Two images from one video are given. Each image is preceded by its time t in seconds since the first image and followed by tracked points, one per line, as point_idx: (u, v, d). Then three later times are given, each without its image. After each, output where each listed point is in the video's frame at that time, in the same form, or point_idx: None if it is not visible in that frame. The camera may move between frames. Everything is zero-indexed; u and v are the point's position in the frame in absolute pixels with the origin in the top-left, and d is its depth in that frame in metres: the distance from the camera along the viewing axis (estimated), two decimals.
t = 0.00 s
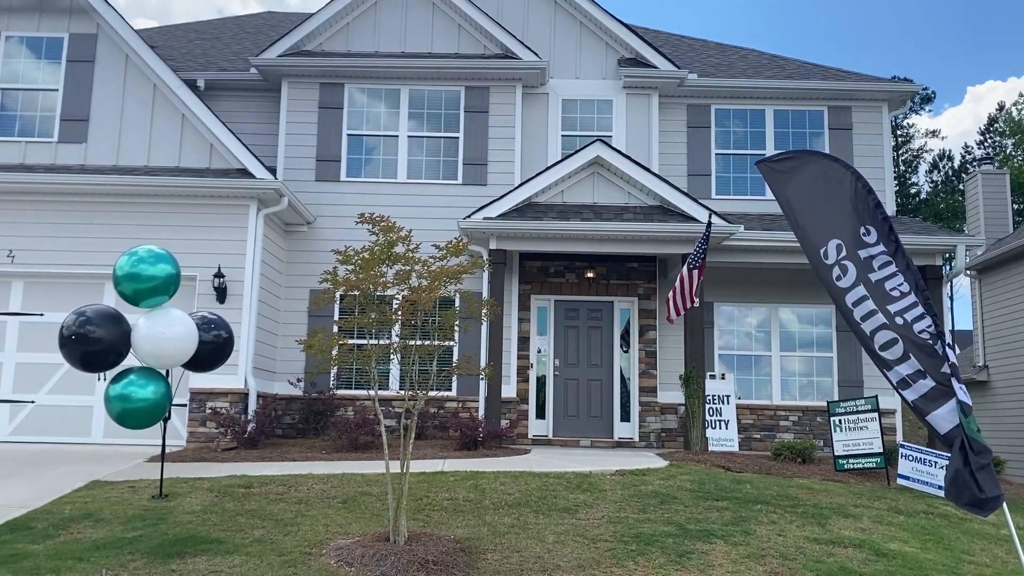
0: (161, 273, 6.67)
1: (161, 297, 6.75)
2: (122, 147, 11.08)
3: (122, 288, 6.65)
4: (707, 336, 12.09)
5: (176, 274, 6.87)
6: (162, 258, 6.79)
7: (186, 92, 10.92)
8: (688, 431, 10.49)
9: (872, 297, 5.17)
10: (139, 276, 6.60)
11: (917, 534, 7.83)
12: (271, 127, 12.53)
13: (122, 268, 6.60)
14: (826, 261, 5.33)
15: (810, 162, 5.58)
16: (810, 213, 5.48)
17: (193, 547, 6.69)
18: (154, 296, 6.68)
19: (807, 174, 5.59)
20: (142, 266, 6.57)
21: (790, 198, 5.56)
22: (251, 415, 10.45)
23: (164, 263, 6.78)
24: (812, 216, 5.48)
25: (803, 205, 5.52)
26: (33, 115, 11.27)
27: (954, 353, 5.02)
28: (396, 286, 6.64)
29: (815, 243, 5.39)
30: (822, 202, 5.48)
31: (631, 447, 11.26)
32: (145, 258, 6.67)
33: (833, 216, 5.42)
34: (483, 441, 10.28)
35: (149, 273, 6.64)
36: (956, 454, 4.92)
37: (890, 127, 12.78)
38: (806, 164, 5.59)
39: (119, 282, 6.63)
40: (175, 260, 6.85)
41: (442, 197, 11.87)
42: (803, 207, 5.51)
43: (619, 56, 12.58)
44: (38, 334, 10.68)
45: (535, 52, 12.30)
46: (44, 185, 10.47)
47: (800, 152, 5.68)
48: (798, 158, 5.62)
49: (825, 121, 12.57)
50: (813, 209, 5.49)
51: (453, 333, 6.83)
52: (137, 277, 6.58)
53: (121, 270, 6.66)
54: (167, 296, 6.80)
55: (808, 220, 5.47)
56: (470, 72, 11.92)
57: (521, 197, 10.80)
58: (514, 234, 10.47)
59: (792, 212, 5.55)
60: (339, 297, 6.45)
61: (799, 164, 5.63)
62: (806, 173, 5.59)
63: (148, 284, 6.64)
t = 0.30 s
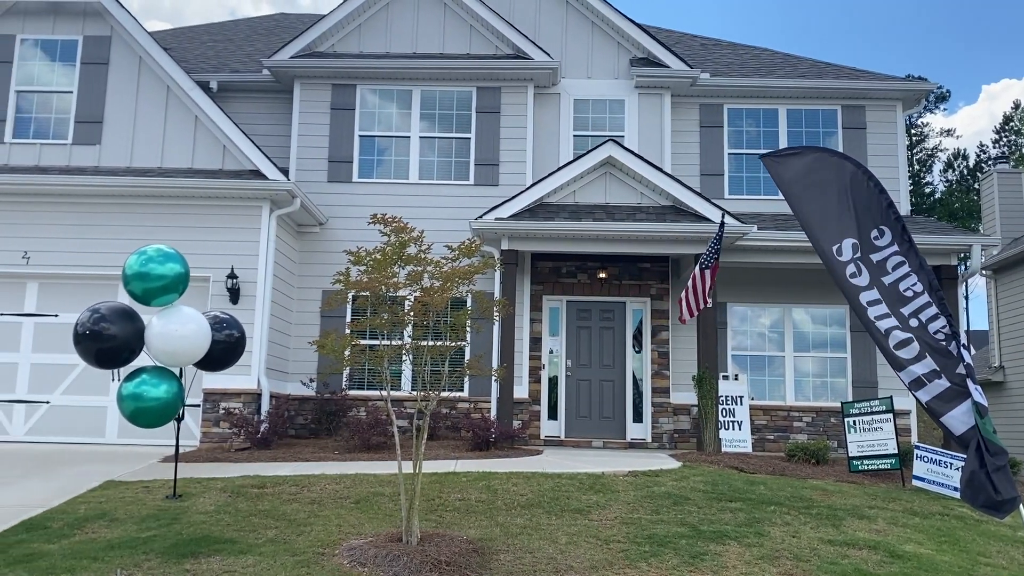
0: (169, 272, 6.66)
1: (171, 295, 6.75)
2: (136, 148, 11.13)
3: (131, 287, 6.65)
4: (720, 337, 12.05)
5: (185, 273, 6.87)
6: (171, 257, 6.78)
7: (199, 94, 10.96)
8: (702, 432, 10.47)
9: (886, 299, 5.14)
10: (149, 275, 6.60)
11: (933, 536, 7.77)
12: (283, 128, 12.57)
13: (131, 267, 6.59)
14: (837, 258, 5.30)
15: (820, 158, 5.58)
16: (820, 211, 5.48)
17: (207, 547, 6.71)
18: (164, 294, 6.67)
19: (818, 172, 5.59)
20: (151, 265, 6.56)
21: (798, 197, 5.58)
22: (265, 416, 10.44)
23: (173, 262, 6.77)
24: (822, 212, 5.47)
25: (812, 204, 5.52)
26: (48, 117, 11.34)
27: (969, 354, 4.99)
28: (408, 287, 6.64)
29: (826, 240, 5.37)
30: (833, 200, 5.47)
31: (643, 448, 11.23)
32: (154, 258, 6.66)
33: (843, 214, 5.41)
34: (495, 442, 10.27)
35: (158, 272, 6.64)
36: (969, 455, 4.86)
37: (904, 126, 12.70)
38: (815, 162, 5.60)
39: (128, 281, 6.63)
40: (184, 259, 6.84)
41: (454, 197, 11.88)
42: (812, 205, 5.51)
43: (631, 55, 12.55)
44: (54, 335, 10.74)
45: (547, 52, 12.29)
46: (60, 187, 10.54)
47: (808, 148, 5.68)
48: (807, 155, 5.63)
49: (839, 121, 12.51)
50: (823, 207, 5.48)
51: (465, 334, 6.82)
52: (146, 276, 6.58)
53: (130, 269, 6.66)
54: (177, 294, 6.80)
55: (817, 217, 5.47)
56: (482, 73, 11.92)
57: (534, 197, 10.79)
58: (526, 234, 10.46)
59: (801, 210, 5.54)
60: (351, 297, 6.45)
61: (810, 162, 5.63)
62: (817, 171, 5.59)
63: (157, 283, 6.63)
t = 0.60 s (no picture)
0: (182, 271, 6.67)
1: (184, 294, 6.77)
2: (152, 150, 11.21)
3: (145, 286, 6.67)
4: (736, 337, 12.00)
5: (198, 272, 6.88)
6: (184, 256, 6.79)
7: (215, 96, 11.02)
8: (718, 433, 10.44)
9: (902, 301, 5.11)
10: (162, 274, 6.62)
11: (951, 538, 7.69)
12: (299, 130, 12.62)
13: (144, 267, 6.62)
14: (853, 261, 5.29)
15: (835, 156, 5.57)
16: (834, 211, 5.47)
17: (223, 547, 6.73)
18: (178, 294, 6.70)
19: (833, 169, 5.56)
20: (164, 265, 6.58)
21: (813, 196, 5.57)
22: (281, 416, 10.47)
23: (186, 261, 6.78)
24: (836, 212, 5.46)
25: (827, 202, 5.52)
26: (66, 119, 11.44)
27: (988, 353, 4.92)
28: (424, 288, 6.63)
29: (841, 242, 5.35)
30: (849, 199, 5.45)
31: (659, 448, 11.19)
32: (167, 257, 6.68)
33: (859, 214, 5.40)
34: (510, 442, 10.27)
35: (171, 272, 6.65)
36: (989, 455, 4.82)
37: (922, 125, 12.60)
38: (831, 159, 5.59)
39: (141, 281, 6.65)
40: (197, 258, 6.85)
41: (469, 198, 11.89)
42: (827, 204, 5.51)
43: (646, 55, 12.53)
44: (72, 336, 10.82)
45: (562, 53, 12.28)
46: (78, 189, 10.63)
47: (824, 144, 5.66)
48: (822, 152, 5.62)
49: (855, 120, 12.42)
50: (837, 206, 5.47)
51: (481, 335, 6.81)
52: (159, 276, 6.61)
53: (143, 268, 6.68)
54: (191, 293, 6.82)
55: (832, 216, 5.46)
56: (496, 74, 11.93)
57: (548, 197, 10.79)
58: (540, 235, 10.46)
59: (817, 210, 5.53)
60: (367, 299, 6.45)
61: (824, 159, 5.61)
62: (831, 169, 5.57)
63: (170, 282, 6.65)
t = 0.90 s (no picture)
0: (192, 271, 6.70)
1: (195, 294, 6.80)
2: (165, 152, 11.27)
3: (156, 286, 6.71)
4: (748, 337, 11.96)
5: (209, 272, 6.91)
6: (195, 257, 6.82)
7: (227, 97, 11.06)
8: (730, 433, 10.42)
9: (916, 299, 5.07)
10: (173, 275, 6.65)
11: (966, 539, 7.64)
12: (311, 131, 12.66)
13: (155, 267, 6.65)
14: (868, 260, 5.27)
15: (848, 153, 5.55)
16: (848, 207, 5.44)
17: (236, 548, 6.76)
18: (189, 294, 6.73)
19: (846, 165, 5.53)
20: (175, 265, 6.61)
21: (826, 193, 5.55)
22: (293, 417, 10.51)
23: (197, 261, 6.81)
24: (850, 209, 5.43)
25: (840, 199, 5.48)
26: (79, 121, 11.50)
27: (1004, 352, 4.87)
28: (435, 289, 6.63)
29: (855, 241, 5.34)
30: (862, 196, 5.42)
31: (671, 449, 11.16)
32: (178, 257, 6.71)
33: (872, 211, 5.37)
34: (522, 443, 10.27)
35: (181, 272, 6.68)
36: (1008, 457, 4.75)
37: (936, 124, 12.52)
38: (843, 156, 5.57)
39: (153, 281, 6.68)
40: (208, 258, 6.87)
41: (481, 199, 11.89)
42: (841, 201, 5.48)
43: (657, 55, 12.50)
44: (86, 336, 10.88)
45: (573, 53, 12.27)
46: (91, 190, 10.70)
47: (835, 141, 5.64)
48: (835, 149, 5.60)
49: (868, 119, 12.36)
50: (851, 203, 5.44)
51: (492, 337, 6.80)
52: (170, 276, 6.64)
53: (154, 269, 6.71)
54: (202, 292, 6.85)
55: (846, 213, 5.43)
56: (507, 74, 11.93)
57: (558, 197, 10.78)
58: (551, 235, 10.45)
59: (830, 208, 5.50)
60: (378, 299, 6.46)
61: (836, 156, 5.59)
62: (845, 164, 5.54)
63: (181, 282, 6.68)
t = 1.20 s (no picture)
0: (207, 272, 6.73)
1: (210, 294, 6.83)
2: (181, 154, 11.34)
3: (171, 287, 6.74)
4: (763, 337, 11.91)
5: (223, 273, 6.94)
6: (210, 257, 6.86)
7: (242, 99, 11.11)
8: (745, 434, 10.39)
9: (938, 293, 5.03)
10: (188, 275, 6.69)
11: (984, 541, 7.57)
12: (325, 133, 12.70)
13: (171, 268, 6.68)
14: (887, 253, 5.23)
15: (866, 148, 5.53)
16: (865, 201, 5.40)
17: (252, 548, 6.79)
18: (204, 294, 6.77)
19: (866, 161, 5.49)
20: (190, 266, 6.65)
21: (844, 187, 5.52)
22: (308, 417, 10.55)
23: (212, 262, 6.85)
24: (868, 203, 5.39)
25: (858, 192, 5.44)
26: (95, 124, 11.60)
27: None
28: (449, 290, 6.63)
29: (874, 235, 5.30)
30: (880, 190, 5.39)
31: (686, 450, 11.13)
32: (194, 258, 6.75)
33: (891, 206, 5.34)
34: (536, 444, 10.26)
35: (196, 272, 6.72)
36: None
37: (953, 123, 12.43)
38: (862, 150, 5.55)
39: (168, 281, 6.72)
40: (222, 259, 6.91)
41: (495, 199, 11.90)
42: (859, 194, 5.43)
43: (671, 55, 12.47)
44: (102, 338, 10.96)
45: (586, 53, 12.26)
46: (107, 193, 10.78)
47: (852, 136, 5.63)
48: (853, 144, 5.58)
49: (884, 117, 12.27)
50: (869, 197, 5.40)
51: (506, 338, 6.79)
52: (185, 276, 6.68)
53: (170, 269, 6.75)
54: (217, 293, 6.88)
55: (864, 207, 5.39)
56: (520, 75, 11.93)
57: (572, 197, 10.77)
58: (565, 235, 10.44)
59: (848, 202, 5.44)
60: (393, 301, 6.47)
61: (854, 150, 5.58)
62: (863, 160, 5.52)
63: (196, 283, 6.72)
